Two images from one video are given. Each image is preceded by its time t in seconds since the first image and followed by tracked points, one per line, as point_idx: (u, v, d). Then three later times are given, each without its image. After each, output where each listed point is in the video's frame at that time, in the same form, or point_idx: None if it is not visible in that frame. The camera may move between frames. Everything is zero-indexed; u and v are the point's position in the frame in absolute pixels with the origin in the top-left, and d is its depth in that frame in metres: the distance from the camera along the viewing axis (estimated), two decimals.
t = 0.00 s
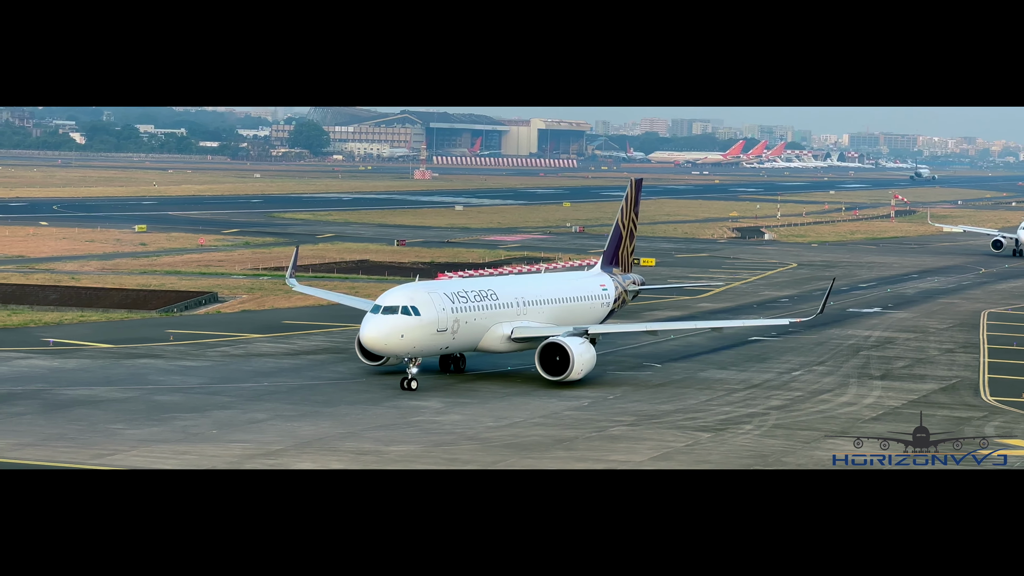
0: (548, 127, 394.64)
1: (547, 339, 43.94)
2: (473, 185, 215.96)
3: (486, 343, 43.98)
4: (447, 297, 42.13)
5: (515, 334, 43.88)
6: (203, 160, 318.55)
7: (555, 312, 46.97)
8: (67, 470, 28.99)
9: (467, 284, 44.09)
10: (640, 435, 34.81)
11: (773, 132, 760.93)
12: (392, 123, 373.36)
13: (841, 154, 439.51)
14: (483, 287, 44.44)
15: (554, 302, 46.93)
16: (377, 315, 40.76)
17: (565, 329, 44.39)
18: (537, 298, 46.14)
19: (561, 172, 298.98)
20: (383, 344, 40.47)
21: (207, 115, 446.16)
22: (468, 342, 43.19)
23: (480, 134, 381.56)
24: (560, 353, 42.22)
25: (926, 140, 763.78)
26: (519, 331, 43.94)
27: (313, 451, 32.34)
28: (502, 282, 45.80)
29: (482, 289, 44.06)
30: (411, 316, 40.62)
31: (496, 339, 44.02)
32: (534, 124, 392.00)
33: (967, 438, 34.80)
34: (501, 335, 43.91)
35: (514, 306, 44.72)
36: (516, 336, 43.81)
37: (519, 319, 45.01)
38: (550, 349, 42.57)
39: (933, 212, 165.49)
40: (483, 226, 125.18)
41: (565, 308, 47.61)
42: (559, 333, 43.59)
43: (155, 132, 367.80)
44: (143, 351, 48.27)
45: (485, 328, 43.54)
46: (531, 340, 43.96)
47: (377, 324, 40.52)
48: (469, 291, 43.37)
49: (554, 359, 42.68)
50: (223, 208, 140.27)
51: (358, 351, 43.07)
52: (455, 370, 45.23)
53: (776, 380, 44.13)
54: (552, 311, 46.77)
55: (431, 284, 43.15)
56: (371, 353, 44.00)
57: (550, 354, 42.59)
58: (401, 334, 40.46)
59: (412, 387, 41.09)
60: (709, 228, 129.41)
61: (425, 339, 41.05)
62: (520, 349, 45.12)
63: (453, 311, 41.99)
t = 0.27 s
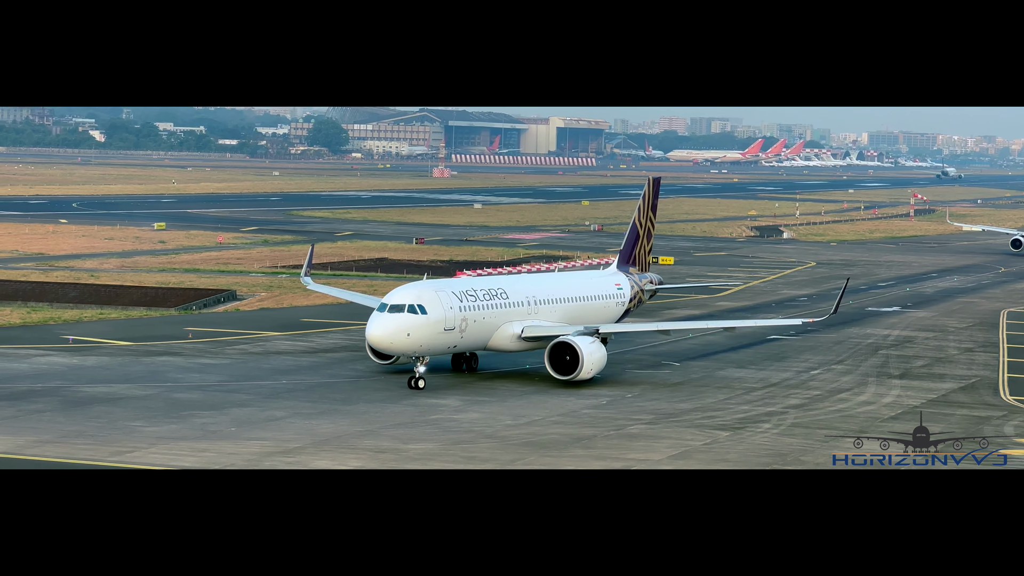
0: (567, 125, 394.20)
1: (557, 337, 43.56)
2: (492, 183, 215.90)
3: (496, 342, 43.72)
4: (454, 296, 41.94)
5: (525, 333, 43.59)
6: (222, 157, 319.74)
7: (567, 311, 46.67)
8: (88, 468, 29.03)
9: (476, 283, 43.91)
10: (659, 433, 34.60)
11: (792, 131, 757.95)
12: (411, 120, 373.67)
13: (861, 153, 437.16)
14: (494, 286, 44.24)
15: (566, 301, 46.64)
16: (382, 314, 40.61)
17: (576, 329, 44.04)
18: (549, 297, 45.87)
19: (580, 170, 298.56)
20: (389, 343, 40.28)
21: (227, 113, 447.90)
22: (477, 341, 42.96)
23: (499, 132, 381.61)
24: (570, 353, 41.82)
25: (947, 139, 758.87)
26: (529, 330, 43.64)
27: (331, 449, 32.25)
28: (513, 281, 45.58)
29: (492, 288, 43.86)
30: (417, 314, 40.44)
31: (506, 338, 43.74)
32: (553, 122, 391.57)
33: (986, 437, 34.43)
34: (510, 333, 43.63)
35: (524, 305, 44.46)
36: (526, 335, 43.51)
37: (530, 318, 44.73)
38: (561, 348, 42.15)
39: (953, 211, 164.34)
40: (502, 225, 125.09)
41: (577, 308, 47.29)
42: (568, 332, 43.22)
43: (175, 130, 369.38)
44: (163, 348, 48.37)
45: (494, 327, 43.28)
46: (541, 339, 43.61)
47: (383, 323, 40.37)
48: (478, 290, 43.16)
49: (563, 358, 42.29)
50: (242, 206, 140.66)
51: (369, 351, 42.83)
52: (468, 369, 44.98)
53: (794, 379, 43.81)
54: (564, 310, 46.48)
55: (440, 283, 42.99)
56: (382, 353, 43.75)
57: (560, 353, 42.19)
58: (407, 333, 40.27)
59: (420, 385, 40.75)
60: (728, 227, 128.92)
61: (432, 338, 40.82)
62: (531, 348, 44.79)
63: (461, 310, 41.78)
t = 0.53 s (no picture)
0: (586, 124, 393.57)
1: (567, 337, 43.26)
2: (511, 181, 215.77)
3: (506, 341, 43.54)
4: (462, 295, 41.83)
5: (535, 332, 43.38)
6: (242, 156, 320.83)
7: (580, 310, 46.45)
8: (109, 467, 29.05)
9: (486, 282, 43.78)
10: (678, 432, 34.40)
11: (811, 130, 754.34)
12: (430, 119, 373.73)
13: (881, 152, 434.53)
14: (504, 285, 44.09)
15: (579, 301, 46.39)
16: (388, 313, 40.56)
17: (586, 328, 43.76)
18: (560, 297, 45.67)
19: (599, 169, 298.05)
20: (395, 342, 40.20)
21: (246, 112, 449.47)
22: (486, 341, 42.82)
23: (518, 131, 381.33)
24: (579, 354, 41.52)
25: (967, 138, 753.50)
26: (540, 329, 43.43)
27: (351, 448, 32.19)
28: (524, 280, 45.41)
29: (502, 287, 43.71)
30: (423, 313, 40.34)
31: (516, 338, 43.54)
32: (572, 121, 390.92)
33: (1007, 437, 34.07)
34: (521, 333, 43.44)
35: (535, 305, 44.27)
36: (536, 335, 43.31)
37: (541, 318, 44.53)
38: (571, 347, 41.85)
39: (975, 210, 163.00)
40: (521, 223, 124.91)
41: (590, 307, 47.05)
42: (578, 332, 42.94)
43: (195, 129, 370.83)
44: (182, 347, 48.46)
45: (503, 326, 43.12)
46: (551, 338, 43.36)
47: (389, 322, 40.31)
48: (487, 289, 43.02)
49: (573, 357, 42.01)
50: (261, 204, 141.08)
51: (379, 350, 42.76)
52: (481, 368, 44.77)
53: (813, 378, 43.50)
54: (577, 310, 46.25)
55: (449, 282, 42.90)
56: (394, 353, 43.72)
57: (571, 352, 41.91)
58: (413, 331, 40.17)
59: (427, 384, 40.55)
60: (747, 225, 128.40)
61: (438, 337, 40.71)
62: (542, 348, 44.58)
63: (469, 309, 41.64)
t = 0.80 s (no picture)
0: (604, 123, 392.84)
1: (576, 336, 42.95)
2: (530, 181, 215.48)
3: (515, 341, 43.33)
4: (468, 294, 41.65)
5: (544, 331, 43.15)
6: (260, 155, 321.83)
7: (591, 310, 46.17)
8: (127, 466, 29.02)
9: (495, 281, 43.59)
10: (696, 432, 34.12)
11: (831, 129, 750.71)
12: (448, 118, 373.66)
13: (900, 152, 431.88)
14: (513, 285, 43.88)
15: (590, 301, 46.14)
16: (393, 312, 40.39)
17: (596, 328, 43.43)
18: (571, 296, 45.42)
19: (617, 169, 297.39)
20: (399, 341, 40.00)
21: (265, 111, 450.82)
22: (494, 340, 42.61)
23: (537, 130, 380.96)
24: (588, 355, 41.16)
25: (988, 138, 748.19)
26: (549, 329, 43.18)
27: (368, 447, 32.06)
28: (534, 280, 45.19)
29: (511, 286, 43.51)
30: (429, 312, 40.16)
31: (526, 337, 43.28)
32: (590, 120, 390.16)
33: None
34: (530, 332, 43.19)
35: (544, 304, 44.03)
36: (545, 334, 43.06)
37: (551, 318, 44.29)
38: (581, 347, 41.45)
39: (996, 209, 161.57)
40: (539, 222, 124.65)
41: (602, 307, 46.77)
42: (587, 332, 42.60)
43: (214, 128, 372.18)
44: (200, 346, 48.47)
45: (511, 326, 42.90)
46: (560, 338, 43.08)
47: (393, 321, 40.12)
48: (495, 289, 42.82)
49: (582, 358, 41.64)
50: (280, 203, 141.30)
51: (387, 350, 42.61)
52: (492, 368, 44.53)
53: (831, 378, 43.10)
54: (588, 310, 45.98)
55: (456, 281, 42.72)
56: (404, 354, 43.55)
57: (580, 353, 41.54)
58: (418, 331, 40.00)
59: (434, 383, 40.25)
60: (766, 225, 127.66)
61: (444, 336, 40.50)
62: (552, 348, 44.32)
63: (475, 308, 41.45)
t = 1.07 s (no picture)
0: (621, 122, 392.01)
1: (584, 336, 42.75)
2: (547, 180, 215.25)
3: (523, 341, 43.17)
4: (473, 294, 41.52)
5: (551, 332, 42.97)
6: (278, 154, 322.46)
7: (601, 310, 45.96)
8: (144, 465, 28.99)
9: (502, 281, 43.44)
10: (713, 431, 33.89)
11: (849, 128, 747.19)
12: (465, 117, 373.57)
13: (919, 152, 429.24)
14: (520, 284, 43.72)
15: (600, 300, 45.95)
16: (397, 311, 40.31)
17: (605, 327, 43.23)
18: (580, 296, 45.24)
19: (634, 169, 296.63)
20: (403, 341, 39.92)
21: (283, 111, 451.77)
22: (500, 340, 42.47)
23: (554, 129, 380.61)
24: (595, 357, 40.87)
25: (1007, 138, 743.40)
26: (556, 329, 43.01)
27: (384, 446, 31.96)
28: (543, 280, 45.03)
29: (519, 286, 43.37)
30: (433, 312, 40.05)
31: (533, 337, 43.13)
32: (607, 119, 389.44)
33: None
34: (537, 332, 43.04)
35: (553, 304, 43.86)
36: (552, 334, 42.90)
37: (560, 318, 44.12)
38: (589, 347, 41.11)
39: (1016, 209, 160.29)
40: (555, 222, 124.43)
41: (612, 307, 46.56)
42: (595, 332, 42.37)
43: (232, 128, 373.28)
44: (217, 345, 48.53)
45: (518, 326, 42.77)
46: (567, 338, 42.89)
47: (396, 321, 40.03)
48: (501, 288, 42.67)
49: (588, 358, 41.35)
50: (297, 203, 141.51)
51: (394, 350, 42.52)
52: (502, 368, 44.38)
53: (848, 378, 42.77)
54: (598, 310, 45.77)
55: (462, 281, 42.58)
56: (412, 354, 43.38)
57: (587, 353, 41.24)
58: (422, 330, 39.91)
59: (439, 383, 40.11)
60: (783, 224, 126.98)
61: (447, 336, 40.40)
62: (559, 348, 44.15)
63: (481, 308, 41.32)
